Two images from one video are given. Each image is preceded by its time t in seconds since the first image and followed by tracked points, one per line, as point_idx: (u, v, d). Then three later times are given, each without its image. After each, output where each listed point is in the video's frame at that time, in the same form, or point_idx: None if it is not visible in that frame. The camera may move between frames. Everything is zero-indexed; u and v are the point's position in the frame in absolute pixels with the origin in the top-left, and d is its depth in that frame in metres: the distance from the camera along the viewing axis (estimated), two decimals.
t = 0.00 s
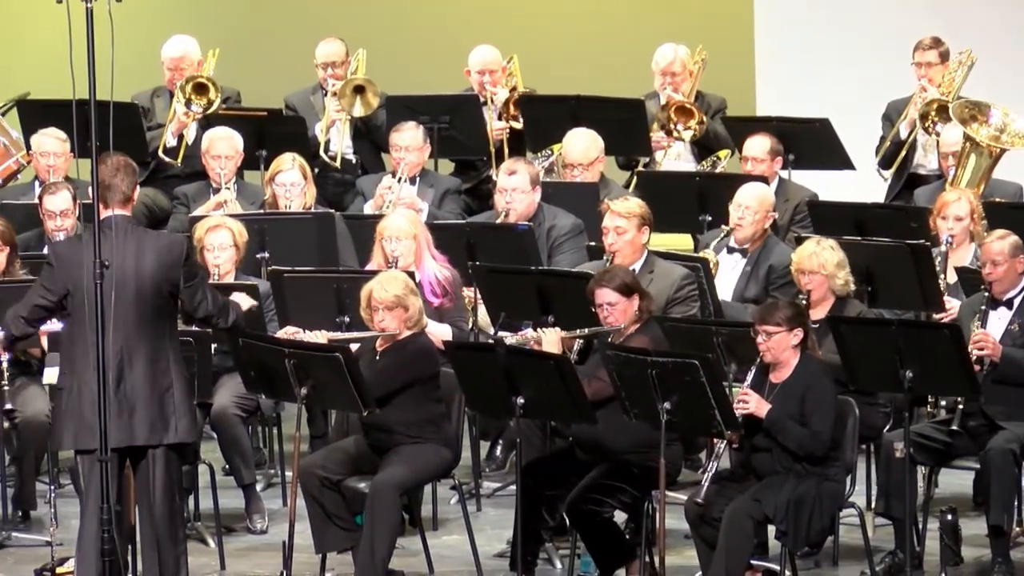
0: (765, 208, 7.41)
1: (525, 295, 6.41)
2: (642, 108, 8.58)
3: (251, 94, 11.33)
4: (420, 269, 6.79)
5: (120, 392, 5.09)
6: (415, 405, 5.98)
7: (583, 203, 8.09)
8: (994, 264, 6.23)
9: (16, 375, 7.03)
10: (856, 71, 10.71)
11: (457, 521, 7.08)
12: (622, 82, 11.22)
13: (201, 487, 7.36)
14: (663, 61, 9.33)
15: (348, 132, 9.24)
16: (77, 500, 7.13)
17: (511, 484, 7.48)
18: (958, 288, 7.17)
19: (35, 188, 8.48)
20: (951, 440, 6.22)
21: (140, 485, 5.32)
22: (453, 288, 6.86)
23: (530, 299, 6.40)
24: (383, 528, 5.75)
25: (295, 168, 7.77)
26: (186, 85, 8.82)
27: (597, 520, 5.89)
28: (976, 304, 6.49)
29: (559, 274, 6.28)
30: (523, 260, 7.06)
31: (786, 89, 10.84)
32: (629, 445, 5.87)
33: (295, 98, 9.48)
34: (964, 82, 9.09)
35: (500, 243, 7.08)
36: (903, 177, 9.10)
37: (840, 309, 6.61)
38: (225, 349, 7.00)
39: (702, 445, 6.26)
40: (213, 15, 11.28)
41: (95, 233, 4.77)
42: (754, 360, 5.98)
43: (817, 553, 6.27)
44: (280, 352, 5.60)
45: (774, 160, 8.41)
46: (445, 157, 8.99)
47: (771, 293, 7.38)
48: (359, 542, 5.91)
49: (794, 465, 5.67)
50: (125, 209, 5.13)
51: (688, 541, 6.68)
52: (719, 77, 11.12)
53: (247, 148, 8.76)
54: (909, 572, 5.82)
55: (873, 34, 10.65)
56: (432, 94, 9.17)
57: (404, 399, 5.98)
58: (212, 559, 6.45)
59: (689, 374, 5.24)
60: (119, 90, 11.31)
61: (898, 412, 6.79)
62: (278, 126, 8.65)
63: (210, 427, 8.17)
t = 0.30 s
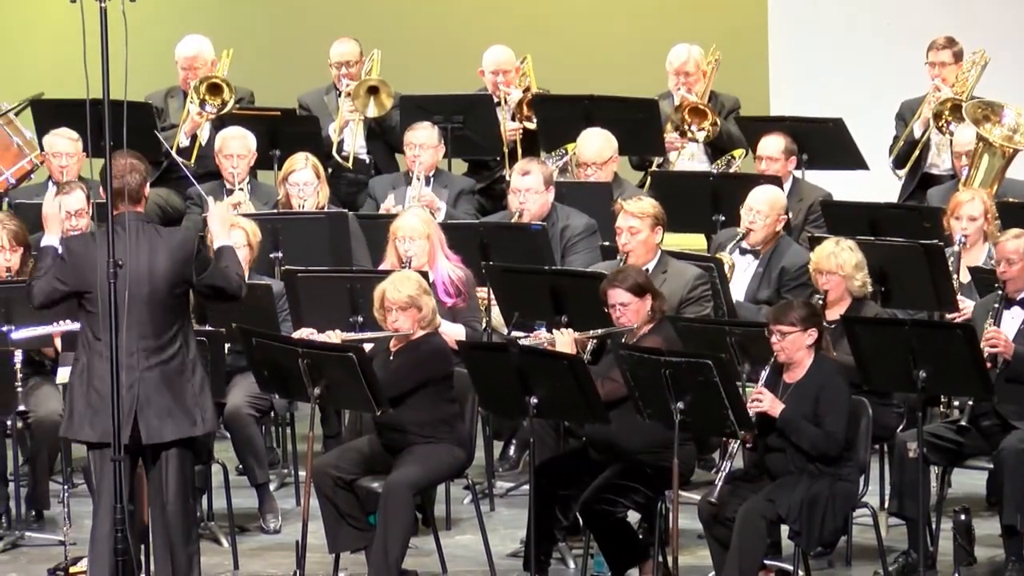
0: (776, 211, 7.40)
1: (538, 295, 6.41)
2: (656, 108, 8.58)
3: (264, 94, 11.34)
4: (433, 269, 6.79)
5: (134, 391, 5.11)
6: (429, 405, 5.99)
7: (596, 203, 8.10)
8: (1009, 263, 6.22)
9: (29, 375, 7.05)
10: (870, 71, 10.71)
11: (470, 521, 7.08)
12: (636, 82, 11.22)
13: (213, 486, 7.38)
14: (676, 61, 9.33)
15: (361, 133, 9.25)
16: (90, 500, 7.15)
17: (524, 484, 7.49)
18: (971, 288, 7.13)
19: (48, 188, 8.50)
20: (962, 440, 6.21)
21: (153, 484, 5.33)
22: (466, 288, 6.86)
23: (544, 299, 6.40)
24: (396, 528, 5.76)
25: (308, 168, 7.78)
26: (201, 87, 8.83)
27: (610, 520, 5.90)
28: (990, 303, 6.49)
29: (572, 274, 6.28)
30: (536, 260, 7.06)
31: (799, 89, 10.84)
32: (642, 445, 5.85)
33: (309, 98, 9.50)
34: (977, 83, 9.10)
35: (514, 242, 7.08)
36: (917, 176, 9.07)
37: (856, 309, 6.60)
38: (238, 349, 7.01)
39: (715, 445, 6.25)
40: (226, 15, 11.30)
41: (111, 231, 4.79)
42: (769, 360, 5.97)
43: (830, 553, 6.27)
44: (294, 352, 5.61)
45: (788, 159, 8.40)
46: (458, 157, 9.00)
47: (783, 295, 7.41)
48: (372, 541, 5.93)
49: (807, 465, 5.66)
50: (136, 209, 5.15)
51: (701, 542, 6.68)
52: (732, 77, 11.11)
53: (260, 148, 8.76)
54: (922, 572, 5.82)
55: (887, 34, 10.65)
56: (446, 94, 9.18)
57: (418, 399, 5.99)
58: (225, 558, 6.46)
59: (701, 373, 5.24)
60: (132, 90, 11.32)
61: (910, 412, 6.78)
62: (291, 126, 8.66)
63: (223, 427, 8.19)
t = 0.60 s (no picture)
0: (788, 213, 7.40)
1: (554, 295, 6.42)
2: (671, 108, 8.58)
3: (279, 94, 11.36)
4: (449, 269, 6.79)
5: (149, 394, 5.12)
6: (444, 405, 6.00)
7: (610, 204, 8.10)
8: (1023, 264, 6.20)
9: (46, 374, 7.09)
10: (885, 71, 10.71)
11: (485, 521, 7.09)
12: (652, 82, 11.22)
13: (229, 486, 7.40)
14: (691, 60, 9.33)
15: (376, 133, 9.27)
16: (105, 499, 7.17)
17: (540, 483, 7.50)
18: (987, 289, 7.13)
19: (64, 187, 8.53)
20: (978, 440, 6.19)
21: (168, 485, 5.35)
22: (482, 288, 6.85)
23: (559, 299, 6.41)
24: (411, 527, 5.77)
25: (323, 167, 7.79)
26: (220, 89, 8.96)
27: (625, 520, 5.89)
28: (1005, 304, 6.47)
29: (588, 274, 6.28)
30: (552, 261, 7.07)
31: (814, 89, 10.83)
32: (657, 445, 5.88)
33: (325, 98, 9.51)
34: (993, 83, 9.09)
35: (530, 242, 7.09)
36: (932, 177, 9.06)
37: (874, 310, 6.60)
38: (254, 348, 7.03)
39: (731, 445, 6.25)
40: (241, 15, 11.31)
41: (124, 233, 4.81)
42: (784, 360, 5.98)
43: (845, 552, 6.26)
44: (309, 351, 5.63)
45: (805, 158, 8.41)
46: (474, 157, 9.00)
47: (797, 295, 7.41)
48: (388, 541, 5.93)
49: (822, 465, 5.66)
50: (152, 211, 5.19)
51: (716, 541, 6.68)
52: (747, 76, 11.10)
53: (276, 147, 8.78)
54: (937, 571, 5.81)
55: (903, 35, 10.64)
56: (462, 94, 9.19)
57: (433, 399, 6.00)
58: (241, 558, 6.47)
59: (717, 373, 5.24)
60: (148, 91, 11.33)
61: (926, 412, 6.77)
62: (306, 126, 8.67)
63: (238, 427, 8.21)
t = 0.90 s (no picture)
0: (802, 213, 7.38)
1: (571, 294, 6.42)
2: (688, 107, 8.57)
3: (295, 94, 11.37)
4: (466, 268, 6.81)
5: (165, 396, 5.17)
6: (460, 404, 6.01)
7: (626, 205, 8.13)
8: None
9: (63, 373, 7.11)
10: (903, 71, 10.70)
11: (502, 520, 7.10)
12: (669, 81, 11.22)
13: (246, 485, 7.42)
14: (707, 60, 9.34)
15: (392, 134, 9.28)
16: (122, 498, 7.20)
17: (556, 483, 7.50)
18: (1002, 289, 7.17)
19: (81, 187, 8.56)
20: (994, 439, 6.17)
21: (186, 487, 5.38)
22: (499, 288, 6.89)
23: (576, 298, 6.41)
24: (428, 526, 5.78)
25: (341, 166, 7.80)
26: (239, 87, 8.86)
27: (642, 519, 5.89)
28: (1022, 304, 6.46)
29: (605, 273, 6.28)
30: (569, 260, 7.07)
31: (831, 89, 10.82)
32: (674, 444, 5.89)
33: (341, 98, 9.52)
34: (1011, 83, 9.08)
35: (547, 242, 7.09)
36: (949, 176, 9.02)
37: (892, 310, 6.59)
38: (271, 346, 7.04)
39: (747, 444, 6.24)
40: (258, 14, 11.31)
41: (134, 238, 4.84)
42: (800, 359, 5.97)
43: (862, 552, 6.26)
44: (326, 350, 5.63)
45: (822, 158, 8.39)
46: (491, 157, 9.01)
47: (812, 295, 7.41)
48: (404, 540, 5.95)
49: (839, 464, 5.66)
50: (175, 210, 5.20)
51: (733, 541, 6.68)
52: (764, 76, 11.09)
53: (292, 147, 8.79)
54: (954, 571, 5.81)
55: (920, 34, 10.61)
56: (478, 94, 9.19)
57: (450, 398, 6.01)
58: (258, 557, 6.49)
59: (734, 373, 5.24)
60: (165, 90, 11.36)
61: (943, 412, 6.76)
62: (323, 125, 8.68)
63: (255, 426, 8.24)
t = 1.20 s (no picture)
0: (818, 213, 7.38)
1: (586, 293, 6.43)
2: (704, 106, 8.57)
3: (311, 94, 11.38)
4: (482, 267, 6.82)
5: (181, 397, 5.23)
6: (477, 403, 6.02)
7: (642, 203, 8.11)
8: None
9: (79, 372, 7.14)
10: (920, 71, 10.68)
11: (518, 520, 7.10)
12: (685, 81, 11.22)
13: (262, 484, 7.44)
14: (723, 59, 9.33)
15: (408, 133, 9.28)
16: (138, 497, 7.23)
17: (572, 482, 7.51)
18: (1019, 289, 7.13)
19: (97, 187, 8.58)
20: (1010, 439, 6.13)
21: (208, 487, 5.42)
22: (515, 287, 6.87)
23: (592, 298, 6.42)
24: (444, 525, 5.78)
25: (357, 165, 7.81)
26: (254, 83, 8.97)
27: (658, 519, 5.90)
28: None
29: (622, 273, 6.29)
30: (585, 260, 7.07)
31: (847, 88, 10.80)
32: (690, 444, 5.89)
33: (357, 97, 9.53)
34: None
35: (563, 241, 7.10)
36: (965, 177, 8.96)
37: (907, 309, 6.58)
38: (287, 346, 7.06)
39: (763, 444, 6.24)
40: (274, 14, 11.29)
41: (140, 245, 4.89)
42: (816, 358, 5.96)
43: (878, 552, 6.25)
44: (342, 349, 5.64)
45: (838, 158, 8.39)
46: (507, 156, 9.01)
47: (828, 294, 7.40)
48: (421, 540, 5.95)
49: (855, 464, 5.65)
50: (196, 213, 5.22)
51: (749, 540, 6.68)
52: (780, 75, 11.07)
53: (308, 146, 8.81)
54: (970, 571, 5.80)
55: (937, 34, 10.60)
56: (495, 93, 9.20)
57: (467, 397, 6.02)
58: (274, 557, 6.51)
59: (750, 372, 5.24)
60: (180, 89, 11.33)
61: (959, 412, 6.74)
62: (340, 124, 8.70)
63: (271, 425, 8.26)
